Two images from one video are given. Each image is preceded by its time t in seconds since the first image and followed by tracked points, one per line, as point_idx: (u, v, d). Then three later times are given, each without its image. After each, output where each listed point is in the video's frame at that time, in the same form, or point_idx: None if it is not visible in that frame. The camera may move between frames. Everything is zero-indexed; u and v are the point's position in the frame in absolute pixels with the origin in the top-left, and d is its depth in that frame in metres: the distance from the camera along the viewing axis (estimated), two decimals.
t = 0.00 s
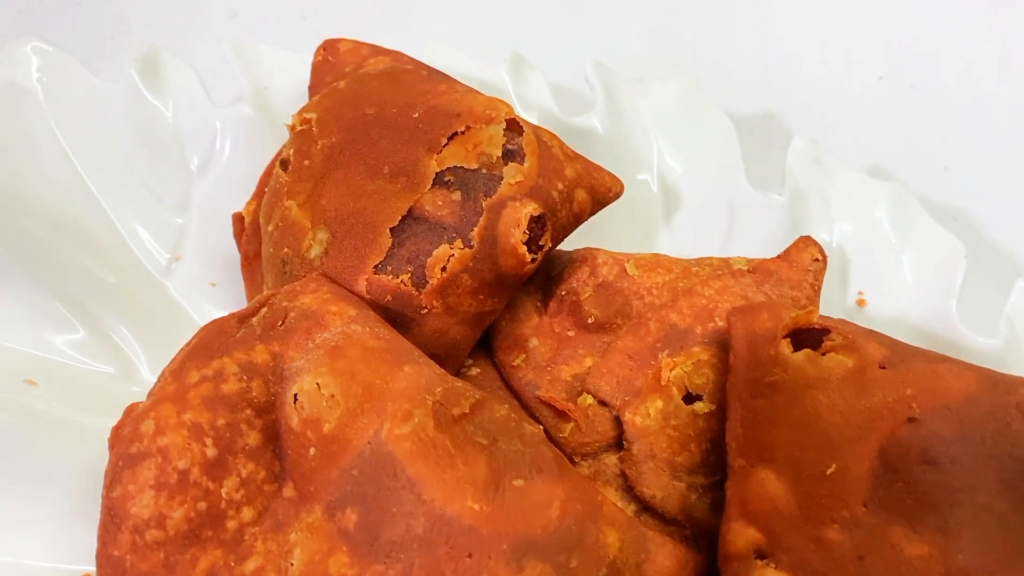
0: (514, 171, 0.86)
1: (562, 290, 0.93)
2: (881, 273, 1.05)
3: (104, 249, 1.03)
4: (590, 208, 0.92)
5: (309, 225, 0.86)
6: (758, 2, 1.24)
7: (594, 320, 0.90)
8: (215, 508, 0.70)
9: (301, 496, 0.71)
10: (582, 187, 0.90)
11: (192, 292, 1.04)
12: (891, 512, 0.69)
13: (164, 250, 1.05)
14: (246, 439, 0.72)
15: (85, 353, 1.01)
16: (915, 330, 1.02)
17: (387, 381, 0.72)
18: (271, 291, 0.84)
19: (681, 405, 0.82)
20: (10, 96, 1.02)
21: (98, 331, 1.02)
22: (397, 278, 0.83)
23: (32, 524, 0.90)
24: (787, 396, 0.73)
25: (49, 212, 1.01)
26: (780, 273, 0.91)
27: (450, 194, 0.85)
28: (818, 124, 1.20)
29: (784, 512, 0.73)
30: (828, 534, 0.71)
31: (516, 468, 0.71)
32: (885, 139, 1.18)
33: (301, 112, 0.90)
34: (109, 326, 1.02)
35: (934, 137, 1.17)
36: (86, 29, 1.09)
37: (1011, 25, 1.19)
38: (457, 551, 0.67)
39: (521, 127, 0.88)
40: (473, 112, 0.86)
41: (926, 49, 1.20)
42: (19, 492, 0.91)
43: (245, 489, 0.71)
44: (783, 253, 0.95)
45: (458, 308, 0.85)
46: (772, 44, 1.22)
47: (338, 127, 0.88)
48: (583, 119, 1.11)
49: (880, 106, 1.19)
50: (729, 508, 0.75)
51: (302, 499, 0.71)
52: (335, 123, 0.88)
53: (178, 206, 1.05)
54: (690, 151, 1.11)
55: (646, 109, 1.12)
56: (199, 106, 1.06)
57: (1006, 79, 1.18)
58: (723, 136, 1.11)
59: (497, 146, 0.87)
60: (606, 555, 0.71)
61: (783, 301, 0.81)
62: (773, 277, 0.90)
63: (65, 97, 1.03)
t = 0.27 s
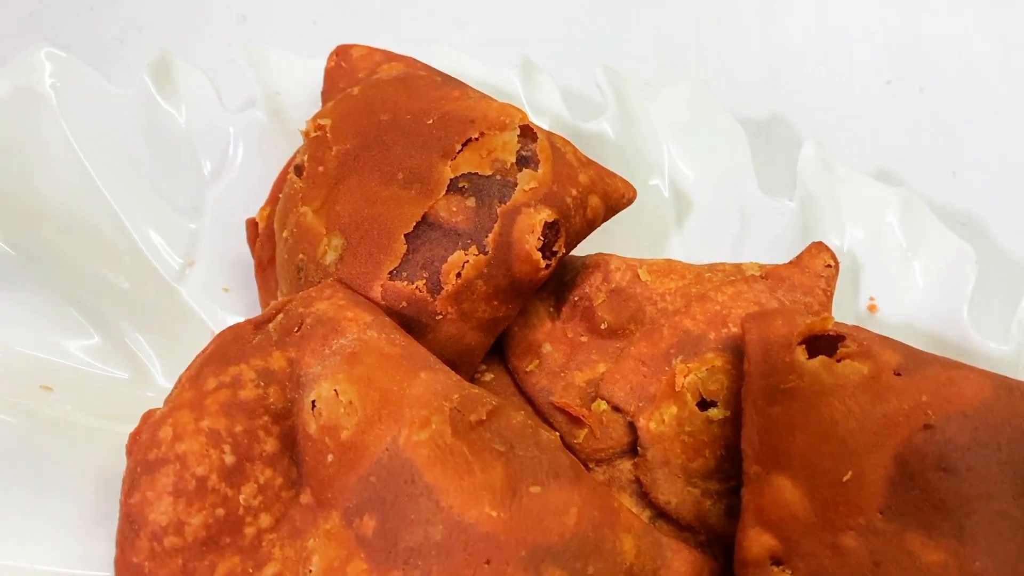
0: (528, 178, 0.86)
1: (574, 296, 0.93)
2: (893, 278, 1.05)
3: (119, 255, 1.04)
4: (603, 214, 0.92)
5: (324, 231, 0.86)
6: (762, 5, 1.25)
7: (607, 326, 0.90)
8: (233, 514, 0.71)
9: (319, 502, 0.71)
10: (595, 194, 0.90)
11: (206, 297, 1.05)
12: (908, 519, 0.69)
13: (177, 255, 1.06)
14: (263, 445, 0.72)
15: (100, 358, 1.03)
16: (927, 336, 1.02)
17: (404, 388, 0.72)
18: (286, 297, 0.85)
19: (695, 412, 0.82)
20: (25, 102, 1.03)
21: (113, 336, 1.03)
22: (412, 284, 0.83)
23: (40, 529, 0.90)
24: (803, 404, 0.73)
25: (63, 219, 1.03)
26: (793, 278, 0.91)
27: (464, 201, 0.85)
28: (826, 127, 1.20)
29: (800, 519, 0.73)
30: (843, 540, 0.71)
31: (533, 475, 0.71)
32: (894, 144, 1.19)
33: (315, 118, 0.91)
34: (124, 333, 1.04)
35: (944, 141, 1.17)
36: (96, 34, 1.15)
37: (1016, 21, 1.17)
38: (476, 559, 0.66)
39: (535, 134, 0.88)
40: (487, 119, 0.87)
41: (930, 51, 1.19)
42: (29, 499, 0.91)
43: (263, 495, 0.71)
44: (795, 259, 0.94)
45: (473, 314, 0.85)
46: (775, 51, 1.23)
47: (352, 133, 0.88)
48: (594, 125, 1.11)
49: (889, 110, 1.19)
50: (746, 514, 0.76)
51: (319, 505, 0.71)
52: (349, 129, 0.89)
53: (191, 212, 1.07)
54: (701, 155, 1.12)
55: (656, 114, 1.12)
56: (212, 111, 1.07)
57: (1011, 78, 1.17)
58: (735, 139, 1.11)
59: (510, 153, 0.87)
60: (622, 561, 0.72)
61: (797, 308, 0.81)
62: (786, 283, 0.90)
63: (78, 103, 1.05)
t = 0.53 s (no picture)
0: (535, 180, 0.86)
1: (580, 297, 0.94)
2: (898, 280, 1.05)
3: (126, 258, 1.05)
4: (609, 216, 0.92)
5: (331, 234, 0.87)
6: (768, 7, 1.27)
7: (613, 328, 0.91)
8: (242, 516, 0.71)
9: (327, 504, 0.71)
10: (602, 197, 0.91)
11: (213, 299, 1.06)
12: (916, 521, 0.70)
13: (184, 257, 1.07)
14: (272, 447, 0.73)
15: (108, 360, 1.03)
16: (932, 338, 1.02)
17: (413, 390, 0.72)
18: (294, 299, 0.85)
19: (701, 414, 0.82)
20: (33, 105, 1.04)
21: (120, 339, 1.04)
22: (419, 287, 0.83)
23: (46, 531, 0.90)
24: (810, 406, 0.73)
25: (71, 221, 1.03)
26: (798, 280, 0.91)
27: (471, 203, 0.85)
28: (830, 130, 1.21)
29: (807, 521, 0.73)
30: (850, 542, 0.72)
31: (541, 477, 0.71)
32: (896, 144, 1.20)
33: (322, 121, 0.91)
34: (132, 335, 1.05)
35: (945, 142, 1.19)
36: (102, 36, 1.19)
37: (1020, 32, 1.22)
38: (485, 560, 0.67)
39: (541, 136, 0.88)
40: (494, 122, 0.87)
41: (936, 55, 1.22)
42: (35, 501, 0.91)
43: (272, 498, 0.72)
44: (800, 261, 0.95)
45: (480, 317, 0.86)
46: (781, 57, 1.25)
47: (358, 136, 0.89)
48: (599, 128, 1.11)
49: (892, 111, 1.21)
50: (753, 516, 0.77)
51: (328, 507, 0.71)
52: (356, 132, 0.89)
53: (198, 214, 1.08)
54: (706, 157, 1.12)
55: (661, 117, 1.13)
56: (219, 113, 1.09)
57: (1011, 83, 1.20)
58: (740, 142, 1.12)
59: (517, 155, 0.87)
60: (631, 563, 0.72)
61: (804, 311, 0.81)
62: (791, 285, 0.90)
63: (85, 105, 1.06)
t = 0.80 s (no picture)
0: (540, 181, 0.86)
1: (585, 298, 0.93)
2: (900, 280, 1.06)
3: (132, 258, 1.06)
4: (613, 217, 0.93)
5: (337, 234, 0.87)
6: (770, 9, 1.28)
7: (618, 329, 0.91)
8: (251, 516, 0.71)
9: (335, 504, 0.71)
10: (607, 197, 0.91)
11: (219, 301, 1.07)
12: (922, 519, 0.70)
13: (190, 258, 1.08)
14: (281, 447, 0.73)
15: (115, 361, 1.04)
16: (934, 337, 1.03)
17: (420, 390, 0.72)
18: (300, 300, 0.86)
19: (707, 414, 0.82)
20: (40, 107, 1.05)
21: (126, 339, 1.05)
22: (425, 287, 0.83)
23: (53, 532, 0.90)
24: (815, 405, 0.73)
25: (77, 222, 1.04)
26: (803, 281, 0.91)
27: (477, 204, 0.86)
28: (831, 131, 1.22)
29: (813, 519, 0.74)
30: (856, 540, 0.72)
31: (549, 476, 0.72)
32: (897, 144, 1.20)
33: (328, 122, 0.92)
34: (139, 337, 1.05)
35: (946, 142, 1.20)
36: (108, 39, 1.21)
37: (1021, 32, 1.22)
38: (493, 559, 0.67)
39: (546, 137, 0.89)
40: (499, 123, 0.87)
41: (937, 56, 1.23)
42: (41, 502, 0.91)
43: (280, 497, 0.72)
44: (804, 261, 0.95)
45: (485, 317, 0.86)
46: (782, 59, 1.25)
47: (364, 137, 0.89)
48: (602, 128, 1.12)
49: (892, 111, 1.22)
50: (759, 516, 0.77)
51: (336, 507, 0.71)
52: (362, 133, 0.89)
53: (203, 216, 1.09)
54: (708, 158, 1.13)
55: (663, 118, 1.14)
56: (224, 114, 1.09)
57: (1011, 83, 1.20)
58: (742, 143, 1.12)
59: (522, 156, 0.87)
60: (638, 562, 0.72)
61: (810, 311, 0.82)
62: (795, 285, 0.90)
63: (91, 106, 1.07)
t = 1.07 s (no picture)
0: (544, 181, 0.87)
1: (589, 297, 0.94)
2: (901, 279, 1.06)
3: (138, 259, 1.07)
4: (617, 216, 0.93)
5: (342, 234, 0.87)
6: (770, 10, 1.28)
7: (622, 328, 0.91)
8: (259, 515, 0.71)
9: (343, 502, 0.72)
10: (610, 196, 0.92)
11: (224, 302, 1.08)
12: (926, 516, 0.70)
13: (195, 259, 1.09)
14: (288, 446, 0.73)
15: (121, 362, 1.04)
16: (936, 336, 1.03)
17: (427, 388, 0.73)
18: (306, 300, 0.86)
19: (712, 412, 0.83)
20: (45, 108, 1.05)
21: (132, 340, 1.05)
22: (430, 287, 0.84)
23: (59, 532, 0.90)
24: (819, 402, 0.74)
25: (81, 223, 1.05)
26: (805, 279, 0.91)
27: (481, 204, 0.86)
28: (834, 131, 1.22)
29: (818, 516, 0.74)
30: (861, 536, 0.72)
31: (555, 474, 0.72)
32: (897, 144, 1.20)
33: (332, 122, 0.92)
34: (145, 337, 1.06)
35: (946, 142, 1.20)
36: (111, 43, 1.22)
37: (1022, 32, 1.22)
38: (501, 557, 0.67)
39: (550, 137, 0.89)
40: (504, 123, 0.87)
41: (937, 57, 1.24)
42: (47, 502, 0.91)
43: (288, 496, 0.72)
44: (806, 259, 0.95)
45: (490, 316, 0.86)
46: (783, 60, 1.26)
47: (368, 137, 0.89)
48: (605, 128, 1.13)
49: (892, 110, 1.22)
50: (764, 513, 0.77)
51: (344, 506, 0.72)
52: (366, 134, 0.90)
53: (207, 216, 1.09)
54: (710, 158, 1.13)
55: (666, 118, 1.14)
56: (227, 115, 1.10)
57: (1011, 82, 1.21)
58: (745, 141, 1.12)
59: (527, 156, 0.87)
60: (645, 559, 0.73)
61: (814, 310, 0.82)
62: (798, 284, 0.91)
63: (95, 108, 1.07)
